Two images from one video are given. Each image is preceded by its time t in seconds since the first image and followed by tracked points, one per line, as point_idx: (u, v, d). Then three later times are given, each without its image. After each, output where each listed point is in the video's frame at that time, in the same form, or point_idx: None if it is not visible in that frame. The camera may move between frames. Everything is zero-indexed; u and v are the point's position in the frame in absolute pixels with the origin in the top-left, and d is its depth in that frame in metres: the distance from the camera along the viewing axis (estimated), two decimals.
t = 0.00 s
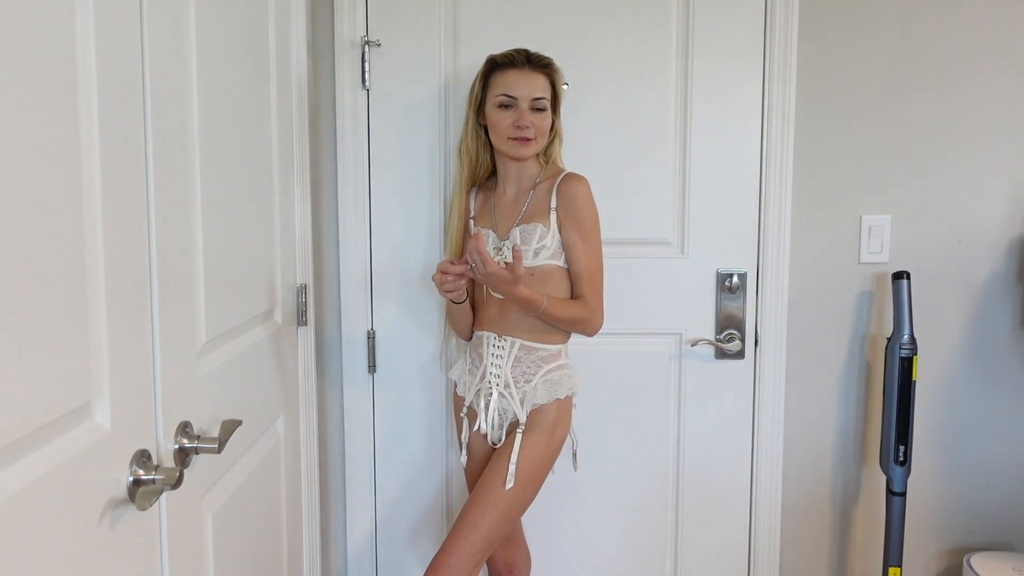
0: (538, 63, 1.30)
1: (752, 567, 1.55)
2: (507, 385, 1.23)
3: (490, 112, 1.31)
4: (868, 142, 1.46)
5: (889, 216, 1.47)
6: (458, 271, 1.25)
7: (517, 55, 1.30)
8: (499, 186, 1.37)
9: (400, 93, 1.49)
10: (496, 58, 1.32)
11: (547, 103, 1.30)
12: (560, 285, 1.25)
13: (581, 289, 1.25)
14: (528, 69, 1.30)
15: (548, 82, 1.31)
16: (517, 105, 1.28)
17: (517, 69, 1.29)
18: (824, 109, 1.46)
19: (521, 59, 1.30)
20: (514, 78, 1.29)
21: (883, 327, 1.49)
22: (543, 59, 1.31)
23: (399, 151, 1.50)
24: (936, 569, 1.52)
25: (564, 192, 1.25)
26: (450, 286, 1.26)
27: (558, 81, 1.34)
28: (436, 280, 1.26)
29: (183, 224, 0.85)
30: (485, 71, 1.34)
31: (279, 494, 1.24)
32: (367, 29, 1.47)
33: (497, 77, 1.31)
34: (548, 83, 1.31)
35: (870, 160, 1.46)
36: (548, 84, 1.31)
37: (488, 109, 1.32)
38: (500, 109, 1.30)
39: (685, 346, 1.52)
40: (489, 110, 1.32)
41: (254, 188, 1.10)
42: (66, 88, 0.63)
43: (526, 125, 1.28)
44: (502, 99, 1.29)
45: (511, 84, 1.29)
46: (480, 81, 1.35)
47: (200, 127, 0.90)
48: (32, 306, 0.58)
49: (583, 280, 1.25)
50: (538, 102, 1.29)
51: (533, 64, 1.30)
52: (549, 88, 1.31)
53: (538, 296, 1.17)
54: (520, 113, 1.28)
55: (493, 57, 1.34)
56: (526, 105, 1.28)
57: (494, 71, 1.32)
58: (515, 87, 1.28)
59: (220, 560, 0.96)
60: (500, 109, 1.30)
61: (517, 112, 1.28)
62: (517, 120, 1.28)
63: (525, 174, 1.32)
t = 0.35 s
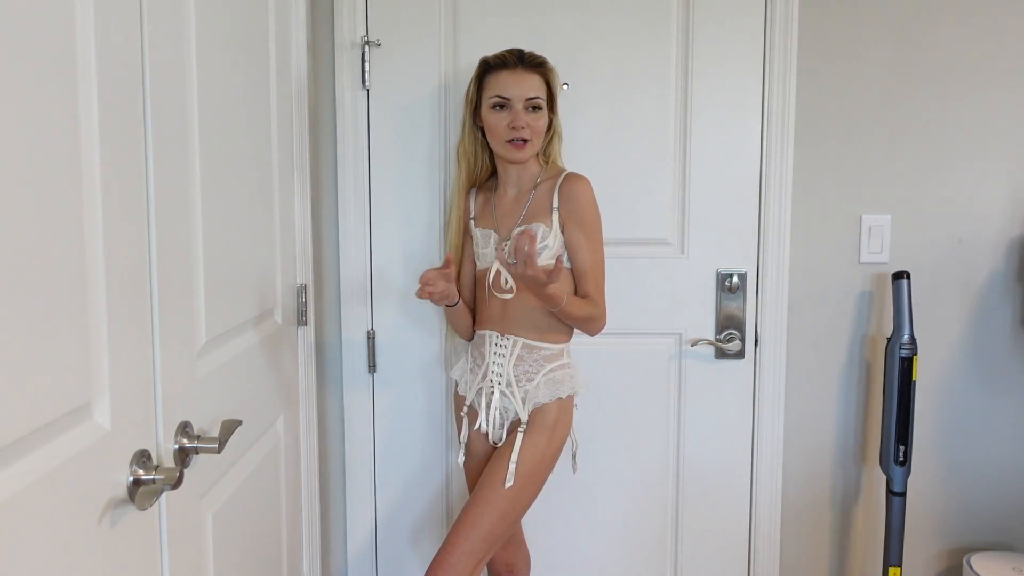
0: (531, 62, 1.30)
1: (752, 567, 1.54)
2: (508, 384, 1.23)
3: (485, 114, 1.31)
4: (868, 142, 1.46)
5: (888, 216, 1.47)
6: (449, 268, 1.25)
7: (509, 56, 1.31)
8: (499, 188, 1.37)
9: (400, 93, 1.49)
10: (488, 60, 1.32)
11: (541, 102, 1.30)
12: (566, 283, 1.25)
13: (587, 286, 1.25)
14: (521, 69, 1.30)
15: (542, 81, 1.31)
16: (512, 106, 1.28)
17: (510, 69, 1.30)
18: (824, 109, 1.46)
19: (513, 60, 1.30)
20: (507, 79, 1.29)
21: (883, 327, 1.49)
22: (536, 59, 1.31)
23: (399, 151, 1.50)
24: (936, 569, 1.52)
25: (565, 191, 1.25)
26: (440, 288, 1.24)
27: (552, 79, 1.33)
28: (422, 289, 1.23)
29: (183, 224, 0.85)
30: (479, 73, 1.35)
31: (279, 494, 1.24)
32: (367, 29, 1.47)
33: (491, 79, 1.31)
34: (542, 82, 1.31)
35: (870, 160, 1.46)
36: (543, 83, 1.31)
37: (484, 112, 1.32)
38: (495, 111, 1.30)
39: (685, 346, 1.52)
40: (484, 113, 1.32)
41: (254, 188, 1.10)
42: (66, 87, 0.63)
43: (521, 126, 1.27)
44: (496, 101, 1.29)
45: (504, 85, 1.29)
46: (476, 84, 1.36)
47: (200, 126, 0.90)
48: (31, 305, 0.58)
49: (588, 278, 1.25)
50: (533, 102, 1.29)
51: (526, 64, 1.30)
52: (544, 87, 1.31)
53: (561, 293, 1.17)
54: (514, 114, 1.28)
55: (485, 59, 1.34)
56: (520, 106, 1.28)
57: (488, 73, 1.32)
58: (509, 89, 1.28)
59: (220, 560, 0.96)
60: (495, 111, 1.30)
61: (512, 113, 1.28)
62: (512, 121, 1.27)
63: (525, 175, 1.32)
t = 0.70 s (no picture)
0: (533, 61, 1.31)
1: (752, 567, 1.54)
2: (506, 385, 1.23)
3: (489, 113, 1.31)
4: (868, 142, 1.46)
5: (888, 216, 1.47)
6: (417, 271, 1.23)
7: (512, 55, 1.31)
8: (501, 187, 1.37)
9: (400, 93, 1.49)
10: (491, 60, 1.32)
11: (545, 101, 1.30)
12: (565, 285, 1.25)
13: (584, 288, 1.25)
14: (524, 68, 1.30)
15: (544, 80, 1.31)
16: (515, 105, 1.28)
17: (513, 69, 1.30)
18: (824, 109, 1.46)
19: (516, 59, 1.31)
20: (510, 78, 1.29)
21: (883, 327, 1.49)
22: (538, 59, 1.31)
23: (399, 151, 1.50)
24: (936, 569, 1.52)
25: (567, 191, 1.25)
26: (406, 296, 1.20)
27: (554, 79, 1.34)
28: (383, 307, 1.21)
29: (183, 225, 0.85)
30: (481, 73, 1.35)
31: (279, 494, 1.24)
32: (367, 29, 1.47)
33: (493, 79, 1.31)
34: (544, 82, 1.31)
35: (870, 160, 1.46)
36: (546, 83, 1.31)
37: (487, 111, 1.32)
38: (498, 110, 1.30)
39: (685, 346, 1.52)
40: (487, 112, 1.32)
41: (254, 188, 1.10)
42: (66, 88, 0.63)
43: (525, 124, 1.27)
44: (499, 100, 1.29)
45: (507, 84, 1.29)
46: (478, 84, 1.36)
47: (200, 127, 0.90)
48: (32, 305, 0.58)
49: (588, 279, 1.25)
50: (536, 101, 1.29)
51: (528, 64, 1.30)
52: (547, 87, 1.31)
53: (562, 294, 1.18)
54: (519, 113, 1.28)
55: (488, 59, 1.34)
56: (524, 105, 1.28)
57: (491, 72, 1.32)
58: (512, 88, 1.28)
59: (220, 561, 0.96)
60: (499, 110, 1.30)
61: (516, 112, 1.28)
62: (516, 120, 1.28)
63: (527, 175, 1.32)
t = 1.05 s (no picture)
0: (530, 61, 1.31)
1: (752, 568, 1.54)
2: (507, 385, 1.23)
3: (487, 114, 1.31)
4: (868, 142, 1.46)
5: (889, 216, 1.47)
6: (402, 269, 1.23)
7: (509, 55, 1.31)
8: (501, 187, 1.37)
9: (400, 93, 1.49)
10: (488, 60, 1.32)
11: (542, 100, 1.30)
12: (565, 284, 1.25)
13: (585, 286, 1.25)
14: (521, 67, 1.30)
15: (542, 80, 1.31)
16: (513, 105, 1.28)
17: (510, 69, 1.30)
18: (824, 109, 1.46)
19: (513, 59, 1.31)
20: (508, 78, 1.29)
21: (883, 327, 1.49)
22: (535, 58, 1.31)
23: (399, 151, 1.50)
24: (936, 569, 1.52)
25: (566, 191, 1.25)
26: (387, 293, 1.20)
27: (552, 78, 1.34)
28: (366, 309, 1.24)
29: (183, 225, 0.85)
30: (478, 73, 1.35)
31: (279, 493, 1.24)
32: (367, 29, 1.47)
33: (491, 79, 1.31)
34: (542, 81, 1.31)
35: (870, 159, 1.46)
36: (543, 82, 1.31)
37: (485, 112, 1.32)
38: (497, 110, 1.30)
39: (685, 346, 1.52)
40: (486, 113, 1.32)
41: (254, 188, 1.10)
42: (67, 88, 0.63)
43: (524, 124, 1.27)
44: (498, 101, 1.29)
45: (505, 84, 1.29)
46: (475, 85, 1.36)
47: (200, 128, 0.90)
48: (32, 306, 0.58)
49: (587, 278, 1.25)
50: (534, 100, 1.29)
51: (525, 63, 1.30)
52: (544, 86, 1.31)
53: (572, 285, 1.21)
54: (517, 113, 1.28)
55: (485, 60, 1.34)
56: (522, 104, 1.28)
57: (488, 73, 1.33)
58: (510, 88, 1.28)
59: (220, 561, 0.96)
60: (497, 110, 1.30)
61: (514, 112, 1.28)
62: (515, 120, 1.27)
63: (526, 175, 1.32)
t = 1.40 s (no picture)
0: (535, 60, 1.31)
1: (752, 567, 1.54)
2: (507, 385, 1.22)
3: (492, 112, 1.31)
4: (868, 142, 1.46)
5: (888, 216, 1.47)
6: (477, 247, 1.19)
7: (515, 54, 1.31)
8: (505, 187, 1.37)
9: (401, 93, 1.49)
10: (494, 60, 1.33)
11: (547, 98, 1.30)
12: (564, 286, 1.25)
13: (584, 289, 1.24)
14: (526, 66, 1.30)
15: (547, 78, 1.31)
16: (518, 104, 1.29)
17: (515, 68, 1.30)
18: (823, 109, 1.46)
19: (518, 58, 1.31)
20: (513, 77, 1.29)
21: (883, 327, 1.49)
22: (541, 57, 1.31)
23: (399, 151, 1.50)
24: (937, 569, 1.52)
25: (570, 191, 1.24)
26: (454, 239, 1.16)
27: (557, 78, 1.34)
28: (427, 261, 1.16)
29: (184, 225, 0.85)
30: (484, 72, 1.35)
31: (279, 493, 1.24)
32: (367, 29, 1.47)
33: (496, 77, 1.31)
34: (547, 80, 1.31)
35: (870, 159, 1.46)
36: (548, 81, 1.31)
37: (490, 110, 1.32)
38: (502, 108, 1.30)
39: (685, 346, 1.52)
40: (490, 111, 1.32)
41: (254, 188, 1.10)
42: (66, 87, 0.63)
43: (528, 122, 1.27)
44: (503, 98, 1.29)
45: (510, 82, 1.29)
46: (480, 84, 1.36)
47: (200, 127, 0.90)
48: (31, 305, 0.58)
49: (587, 281, 1.24)
50: (539, 99, 1.29)
51: (531, 62, 1.31)
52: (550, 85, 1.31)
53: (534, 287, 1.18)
54: (522, 111, 1.28)
55: (490, 58, 1.34)
56: (527, 103, 1.28)
57: (493, 72, 1.33)
58: (515, 86, 1.28)
59: (220, 561, 0.96)
60: (502, 108, 1.30)
61: (519, 110, 1.28)
62: (520, 118, 1.27)
63: (530, 174, 1.32)
